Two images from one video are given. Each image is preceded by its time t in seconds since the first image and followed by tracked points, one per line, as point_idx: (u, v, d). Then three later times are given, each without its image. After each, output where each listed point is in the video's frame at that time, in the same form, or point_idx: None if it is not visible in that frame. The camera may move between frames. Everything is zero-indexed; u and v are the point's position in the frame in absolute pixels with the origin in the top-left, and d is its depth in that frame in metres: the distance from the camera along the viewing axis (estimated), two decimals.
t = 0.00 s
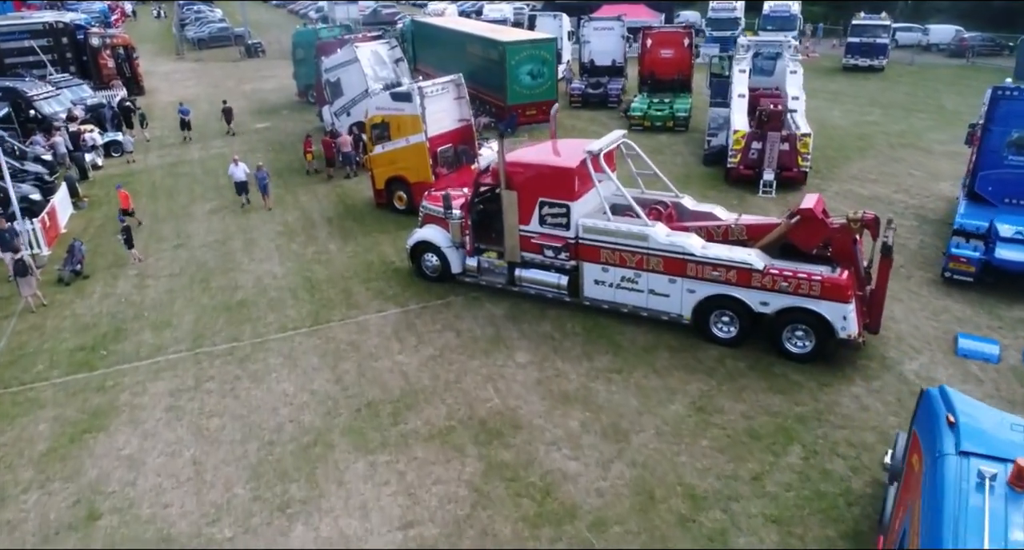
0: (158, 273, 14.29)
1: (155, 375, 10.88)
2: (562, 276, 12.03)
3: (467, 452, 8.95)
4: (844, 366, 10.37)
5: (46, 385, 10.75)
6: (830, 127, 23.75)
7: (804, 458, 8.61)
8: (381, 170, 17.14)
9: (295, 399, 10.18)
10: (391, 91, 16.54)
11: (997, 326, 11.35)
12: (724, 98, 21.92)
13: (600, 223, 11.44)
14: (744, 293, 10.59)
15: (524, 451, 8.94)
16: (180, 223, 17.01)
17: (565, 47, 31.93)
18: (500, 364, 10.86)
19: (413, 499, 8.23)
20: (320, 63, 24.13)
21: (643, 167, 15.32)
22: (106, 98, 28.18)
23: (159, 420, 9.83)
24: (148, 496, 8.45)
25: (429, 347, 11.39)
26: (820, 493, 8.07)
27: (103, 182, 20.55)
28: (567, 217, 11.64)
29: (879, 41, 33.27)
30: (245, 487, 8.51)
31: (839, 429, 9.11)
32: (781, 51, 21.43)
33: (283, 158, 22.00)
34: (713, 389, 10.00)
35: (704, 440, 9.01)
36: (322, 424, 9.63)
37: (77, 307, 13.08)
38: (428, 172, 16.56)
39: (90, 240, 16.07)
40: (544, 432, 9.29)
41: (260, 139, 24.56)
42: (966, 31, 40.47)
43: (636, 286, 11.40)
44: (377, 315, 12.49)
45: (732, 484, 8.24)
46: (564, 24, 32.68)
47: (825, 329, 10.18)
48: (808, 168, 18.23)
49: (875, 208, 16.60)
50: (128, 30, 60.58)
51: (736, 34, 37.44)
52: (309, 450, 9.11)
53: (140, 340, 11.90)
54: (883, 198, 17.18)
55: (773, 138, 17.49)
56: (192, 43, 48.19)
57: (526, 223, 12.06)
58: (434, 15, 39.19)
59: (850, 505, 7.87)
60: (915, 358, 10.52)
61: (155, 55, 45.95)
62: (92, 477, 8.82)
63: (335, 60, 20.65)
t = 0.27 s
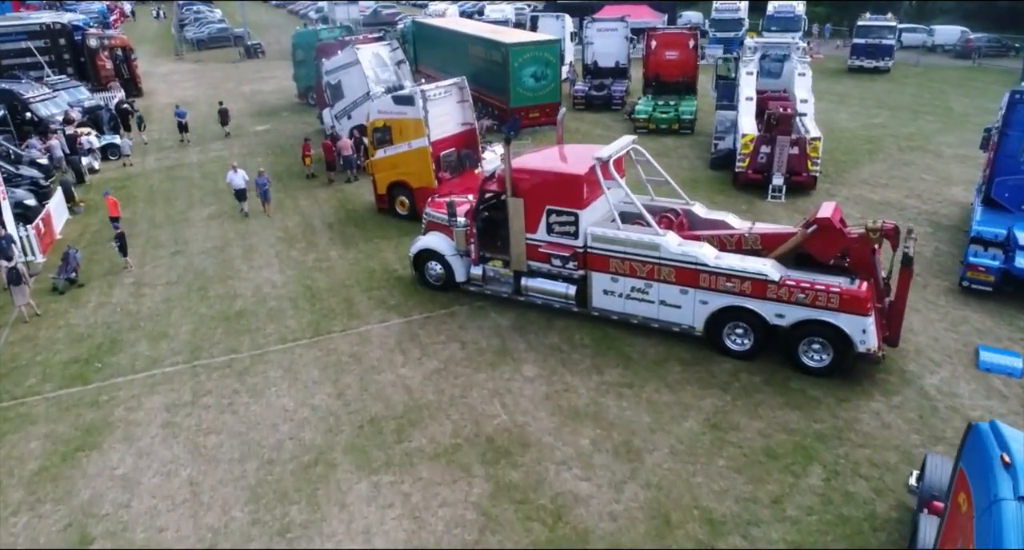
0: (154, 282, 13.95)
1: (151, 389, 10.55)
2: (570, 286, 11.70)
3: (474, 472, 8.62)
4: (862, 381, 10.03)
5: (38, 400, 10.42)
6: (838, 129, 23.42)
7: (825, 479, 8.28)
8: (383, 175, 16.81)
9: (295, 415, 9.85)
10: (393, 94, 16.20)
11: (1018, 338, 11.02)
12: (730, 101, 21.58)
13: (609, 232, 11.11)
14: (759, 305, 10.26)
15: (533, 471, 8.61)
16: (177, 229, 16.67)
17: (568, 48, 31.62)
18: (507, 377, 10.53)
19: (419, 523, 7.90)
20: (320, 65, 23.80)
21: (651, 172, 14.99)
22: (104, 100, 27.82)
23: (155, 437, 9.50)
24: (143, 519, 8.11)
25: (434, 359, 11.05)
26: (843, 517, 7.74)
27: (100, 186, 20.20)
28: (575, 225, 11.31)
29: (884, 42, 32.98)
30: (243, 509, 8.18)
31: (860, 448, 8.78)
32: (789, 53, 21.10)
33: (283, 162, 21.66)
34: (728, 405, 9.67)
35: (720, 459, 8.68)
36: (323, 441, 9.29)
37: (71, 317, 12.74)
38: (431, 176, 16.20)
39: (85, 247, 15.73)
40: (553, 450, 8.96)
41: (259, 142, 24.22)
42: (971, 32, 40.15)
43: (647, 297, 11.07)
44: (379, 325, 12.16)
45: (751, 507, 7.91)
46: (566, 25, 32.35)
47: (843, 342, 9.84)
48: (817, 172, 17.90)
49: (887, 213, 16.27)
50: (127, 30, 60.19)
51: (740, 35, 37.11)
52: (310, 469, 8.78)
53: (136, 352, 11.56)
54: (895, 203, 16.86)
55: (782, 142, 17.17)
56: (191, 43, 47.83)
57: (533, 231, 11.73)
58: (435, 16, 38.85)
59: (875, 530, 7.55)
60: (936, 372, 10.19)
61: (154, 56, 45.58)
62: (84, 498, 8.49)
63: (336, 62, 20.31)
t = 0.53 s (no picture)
0: (150, 290, 13.61)
1: (146, 404, 10.21)
2: (577, 296, 11.36)
3: (481, 494, 8.28)
4: (881, 396, 9.70)
5: (29, 415, 10.07)
6: (846, 132, 23.09)
7: (847, 502, 7.94)
8: (384, 180, 16.47)
9: (295, 432, 9.51)
10: (395, 98, 15.86)
11: None
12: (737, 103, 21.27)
13: (619, 241, 10.77)
14: (775, 317, 9.92)
15: (543, 493, 8.27)
16: (175, 235, 16.33)
17: (571, 49, 31.30)
18: (513, 392, 10.19)
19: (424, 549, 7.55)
20: (321, 67, 23.46)
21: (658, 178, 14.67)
22: (101, 102, 27.47)
23: (149, 455, 9.16)
24: (136, 545, 7.76)
25: (438, 372, 10.71)
26: (868, 543, 7.40)
27: (96, 190, 19.85)
28: (584, 234, 10.97)
29: (890, 43, 32.67)
30: (241, 534, 7.83)
31: (883, 468, 8.44)
32: (797, 54, 20.80)
33: (282, 166, 21.33)
34: (743, 421, 9.33)
35: (738, 480, 8.34)
36: (324, 460, 8.95)
37: (65, 327, 12.40)
38: (434, 181, 15.85)
39: (80, 254, 15.39)
40: (563, 470, 8.62)
41: (259, 145, 23.88)
42: (977, 33, 39.81)
43: (658, 308, 10.74)
44: (382, 336, 11.82)
45: (771, 532, 7.56)
46: (569, 26, 32.03)
47: (862, 356, 9.51)
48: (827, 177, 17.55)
49: (899, 219, 15.93)
50: (125, 31, 59.83)
51: (743, 36, 36.78)
52: (311, 491, 8.43)
53: (131, 365, 11.22)
54: (907, 209, 16.53)
55: (792, 147, 16.83)
56: (190, 44, 47.49)
57: (540, 239, 11.40)
58: (436, 17, 38.52)
59: None
60: (958, 387, 9.85)
61: (152, 57, 45.22)
62: (75, 522, 8.14)
63: (336, 64, 19.95)
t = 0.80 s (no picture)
0: (147, 299, 13.29)
1: (142, 420, 9.88)
2: (586, 306, 11.04)
3: (489, 516, 7.94)
4: (902, 412, 9.37)
5: (20, 432, 9.75)
6: (853, 135, 22.76)
7: (871, 526, 7.62)
8: (386, 185, 16.15)
9: (295, 449, 9.18)
10: (397, 101, 15.53)
11: None
12: (744, 106, 20.96)
13: (629, 250, 10.45)
14: (791, 330, 9.59)
15: (554, 516, 7.93)
16: (172, 241, 16.00)
17: (573, 50, 30.97)
18: (521, 407, 9.86)
19: None
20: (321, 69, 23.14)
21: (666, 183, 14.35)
22: (98, 104, 27.15)
23: (143, 474, 8.83)
24: None
25: (442, 386, 10.38)
26: None
27: (93, 194, 19.52)
28: (593, 243, 10.65)
29: (896, 44, 32.32)
30: None
31: (906, 490, 8.12)
32: (806, 57, 20.50)
33: (282, 169, 21.00)
34: (760, 439, 9.00)
35: (756, 501, 8.01)
36: (325, 479, 8.63)
37: (59, 338, 12.07)
38: (437, 186, 15.54)
39: (75, 260, 15.06)
40: (574, 491, 8.28)
41: (258, 148, 23.54)
42: (983, 33, 39.46)
43: (669, 319, 10.42)
44: (384, 348, 11.49)
45: None
46: (571, 26, 31.71)
47: (882, 370, 9.19)
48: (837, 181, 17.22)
49: (912, 225, 15.60)
50: (124, 31, 59.49)
51: (747, 37, 36.44)
52: (311, 513, 8.10)
53: (126, 377, 10.89)
54: (919, 214, 16.19)
55: (802, 151, 16.50)
56: (189, 45, 47.15)
57: (547, 248, 11.07)
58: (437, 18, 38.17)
59: None
60: (980, 403, 9.52)
61: (151, 58, 44.85)
62: (65, 545, 7.81)
63: (337, 66, 19.61)
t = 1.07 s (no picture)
0: (143, 307, 12.96)
1: (136, 436, 9.56)
2: (594, 316, 10.71)
3: (498, 541, 7.62)
4: (923, 429, 9.05)
5: (10, 448, 9.42)
6: (861, 138, 22.44)
7: None
8: (388, 189, 15.82)
9: (295, 467, 8.85)
10: (399, 104, 15.19)
11: None
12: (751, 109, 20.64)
13: (639, 260, 10.11)
14: (808, 344, 9.26)
15: (565, 540, 7.61)
16: (170, 247, 15.66)
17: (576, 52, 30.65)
18: (528, 422, 9.54)
19: None
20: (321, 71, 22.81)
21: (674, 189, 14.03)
22: (96, 106, 26.83)
23: (137, 494, 8.50)
24: None
25: (447, 400, 10.06)
26: None
27: (89, 198, 19.19)
28: (603, 252, 10.31)
29: (902, 45, 31.99)
30: None
31: (932, 512, 7.79)
32: (814, 58, 20.14)
33: (282, 173, 20.67)
34: (777, 457, 8.67)
35: (776, 525, 7.68)
36: (325, 500, 8.30)
37: (52, 348, 11.74)
38: (440, 191, 15.21)
39: (70, 267, 14.72)
40: (586, 513, 7.95)
41: (257, 151, 23.21)
42: (988, 34, 39.12)
43: (681, 331, 10.08)
44: (387, 359, 11.16)
45: None
46: (574, 28, 31.41)
47: (902, 386, 8.86)
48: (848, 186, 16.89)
49: (925, 231, 15.27)
50: (123, 31, 59.17)
51: (751, 38, 36.11)
52: (312, 536, 7.78)
53: (120, 391, 10.56)
54: (932, 220, 15.86)
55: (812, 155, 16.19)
56: (188, 45, 46.84)
57: (555, 257, 10.74)
58: (438, 18, 37.85)
59: None
60: (1005, 419, 9.20)
61: (150, 58, 44.52)
62: None
63: (337, 68, 19.27)
